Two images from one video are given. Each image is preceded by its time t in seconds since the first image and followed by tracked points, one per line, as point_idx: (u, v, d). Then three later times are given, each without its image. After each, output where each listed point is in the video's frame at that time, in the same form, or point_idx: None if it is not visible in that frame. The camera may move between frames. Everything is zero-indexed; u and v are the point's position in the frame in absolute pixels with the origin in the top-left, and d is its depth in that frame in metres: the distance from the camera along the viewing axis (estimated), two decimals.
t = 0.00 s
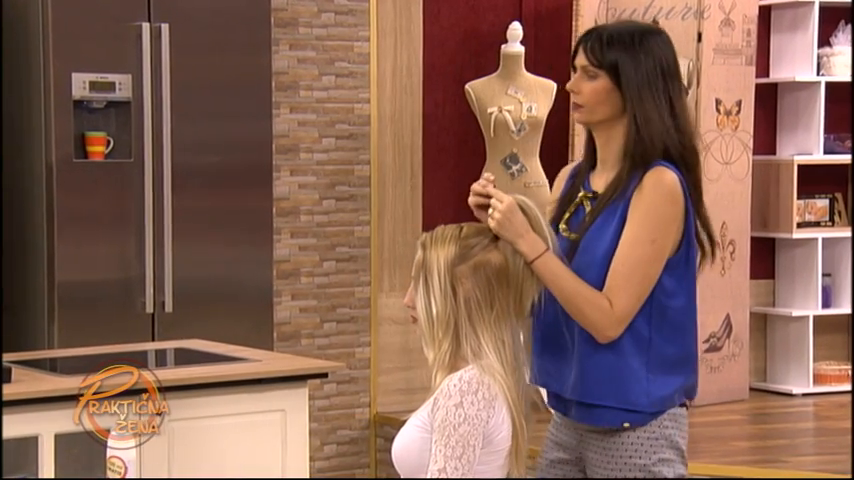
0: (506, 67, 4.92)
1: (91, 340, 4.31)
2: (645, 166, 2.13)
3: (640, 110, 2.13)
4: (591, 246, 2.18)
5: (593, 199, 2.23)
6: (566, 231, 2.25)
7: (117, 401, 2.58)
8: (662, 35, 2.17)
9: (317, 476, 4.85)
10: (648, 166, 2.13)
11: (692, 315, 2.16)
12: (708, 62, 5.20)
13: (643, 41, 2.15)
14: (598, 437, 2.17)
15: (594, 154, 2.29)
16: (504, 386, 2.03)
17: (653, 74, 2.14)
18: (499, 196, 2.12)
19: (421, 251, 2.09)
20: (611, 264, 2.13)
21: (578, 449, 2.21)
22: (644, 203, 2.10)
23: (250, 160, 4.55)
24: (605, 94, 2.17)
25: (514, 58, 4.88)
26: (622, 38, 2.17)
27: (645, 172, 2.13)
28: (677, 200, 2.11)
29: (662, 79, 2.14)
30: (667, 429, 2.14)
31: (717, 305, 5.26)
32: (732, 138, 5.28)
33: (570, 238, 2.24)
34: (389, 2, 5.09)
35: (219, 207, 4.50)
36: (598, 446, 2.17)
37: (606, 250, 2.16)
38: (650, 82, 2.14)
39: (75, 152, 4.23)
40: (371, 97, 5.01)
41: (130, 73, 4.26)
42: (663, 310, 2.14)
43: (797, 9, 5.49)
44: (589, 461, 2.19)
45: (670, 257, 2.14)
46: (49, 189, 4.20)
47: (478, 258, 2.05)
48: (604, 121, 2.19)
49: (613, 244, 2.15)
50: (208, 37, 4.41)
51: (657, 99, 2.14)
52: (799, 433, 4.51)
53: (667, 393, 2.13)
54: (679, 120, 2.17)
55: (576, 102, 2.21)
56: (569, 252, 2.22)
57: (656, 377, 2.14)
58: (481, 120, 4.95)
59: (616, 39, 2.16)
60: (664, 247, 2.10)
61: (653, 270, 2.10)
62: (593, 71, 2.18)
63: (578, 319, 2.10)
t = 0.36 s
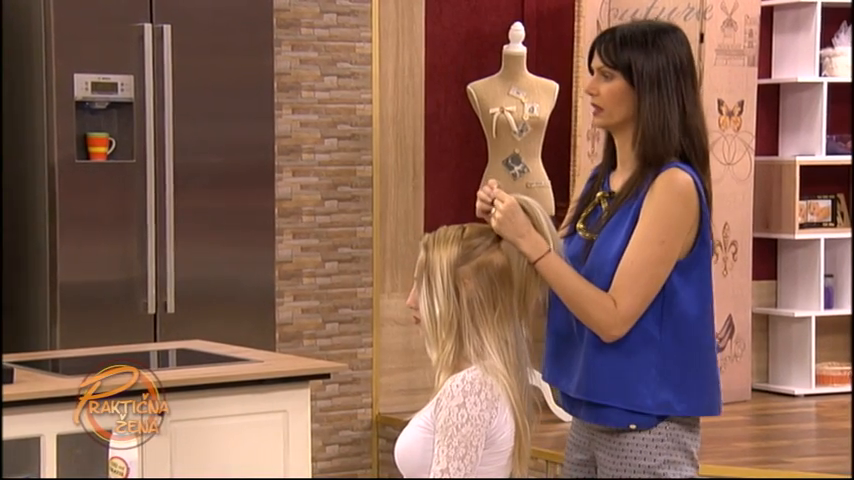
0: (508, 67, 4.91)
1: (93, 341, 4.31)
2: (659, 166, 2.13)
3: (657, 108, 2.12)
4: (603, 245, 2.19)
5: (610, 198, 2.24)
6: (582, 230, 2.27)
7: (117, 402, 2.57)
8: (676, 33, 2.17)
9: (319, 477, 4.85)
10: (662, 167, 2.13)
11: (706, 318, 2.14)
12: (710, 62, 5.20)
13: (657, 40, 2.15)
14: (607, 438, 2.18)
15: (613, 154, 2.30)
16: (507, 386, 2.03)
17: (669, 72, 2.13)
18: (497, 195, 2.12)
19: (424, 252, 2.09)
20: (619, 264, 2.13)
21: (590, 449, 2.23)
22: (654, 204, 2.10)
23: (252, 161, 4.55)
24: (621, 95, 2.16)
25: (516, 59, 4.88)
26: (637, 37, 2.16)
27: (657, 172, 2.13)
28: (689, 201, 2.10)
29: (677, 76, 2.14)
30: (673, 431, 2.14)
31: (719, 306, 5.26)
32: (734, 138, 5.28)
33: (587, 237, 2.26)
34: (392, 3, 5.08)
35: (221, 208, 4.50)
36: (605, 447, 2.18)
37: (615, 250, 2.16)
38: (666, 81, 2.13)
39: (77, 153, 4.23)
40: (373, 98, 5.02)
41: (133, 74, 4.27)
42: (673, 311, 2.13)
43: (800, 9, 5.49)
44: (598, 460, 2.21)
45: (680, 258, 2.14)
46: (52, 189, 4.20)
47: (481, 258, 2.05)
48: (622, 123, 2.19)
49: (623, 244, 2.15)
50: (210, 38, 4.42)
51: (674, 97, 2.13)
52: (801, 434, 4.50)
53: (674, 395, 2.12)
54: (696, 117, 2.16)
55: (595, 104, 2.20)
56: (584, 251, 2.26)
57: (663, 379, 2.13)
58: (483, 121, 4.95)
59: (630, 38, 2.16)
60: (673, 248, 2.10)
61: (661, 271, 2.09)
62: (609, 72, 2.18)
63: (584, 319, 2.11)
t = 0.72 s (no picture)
0: (510, 68, 4.91)
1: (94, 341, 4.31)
2: (663, 166, 2.13)
3: (659, 107, 2.12)
4: (607, 246, 2.19)
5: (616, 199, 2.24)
6: (586, 231, 2.27)
7: (117, 401, 2.58)
8: (675, 31, 2.17)
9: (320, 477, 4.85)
10: (666, 166, 2.13)
11: (710, 318, 2.14)
12: (712, 63, 5.19)
13: (656, 39, 2.15)
14: (610, 438, 2.18)
15: (617, 156, 2.30)
16: (508, 387, 2.03)
17: (670, 71, 2.13)
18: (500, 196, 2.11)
19: (425, 253, 2.09)
20: (624, 263, 2.13)
21: (593, 449, 2.23)
22: (659, 203, 2.10)
23: (253, 161, 4.56)
24: (624, 95, 2.16)
25: (518, 60, 4.88)
26: (636, 38, 2.17)
27: (661, 172, 2.13)
28: (695, 201, 2.11)
29: (678, 75, 2.14)
30: (678, 431, 2.14)
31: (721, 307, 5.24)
32: (736, 139, 5.27)
33: (592, 238, 2.26)
34: (393, 4, 5.08)
35: (222, 209, 4.49)
36: (609, 447, 2.18)
37: (618, 250, 2.16)
38: (668, 80, 2.13)
39: (79, 154, 4.24)
40: (375, 98, 5.02)
41: (134, 74, 4.26)
42: (677, 311, 2.13)
43: (802, 10, 5.48)
44: (601, 460, 2.21)
45: (685, 258, 2.14)
46: (53, 190, 4.21)
47: (483, 259, 2.05)
48: (626, 125, 2.18)
49: (627, 244, 2.15)
50: (211, 39, 4.42)
51: (675, 96, 2.13)
52: (803, 435, 4.50)
53: (678, 395, 2.12)
54: (697, 114, 2.17)
55: (598, 107, 2.20)
56: (589, 252, 2.25)
57: (667, 379, 2.12)
58: (485, 121, 4.94)
59: (629, 40, 2.16)
60: (678, 248, 2.10)
61: (666, 270, 2.09)
62: (610, 75, 2.18)
63: (588, 318, 2.10)
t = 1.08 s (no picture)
0: (511, 69, 4.92)
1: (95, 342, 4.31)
2: (664, 165, 2.13)
3: (658, 106, 2.12)
4: (608, 246, 2.19)
5: (616, 199, 2.24)
6: (587, 232, 2.27)
7: (117, 401, 2.58)
8: (668, 30, 2.18)
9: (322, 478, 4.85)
10: (667, 165, 2.13)
11: (710, 318, 2.14)
12: (713, 63, 5.18)
13: (650, 39, 2.15)
14: (612, 439, 2.18)
15: (616, 158, 2.30)
16: (510, 387, 2.02)
17: (666, 70, 2.14)
18: (500, 195, 2.12)
19: (426, 254, 2.10)
20: (624, 264, 2.13)
21: (594, 451, 2.23)
22: (659, 202, 2.10)
23: (255, 162, 4.56)
24: (623, 98, 2.16)
25: (519, 60, 4.88)
26: (630, 40, 2.17)
27: (662, 171, 2.13)
28: (696, 200, 2.11)
29: (673, 72, 2.14)
30: (680, 432, 2.14)
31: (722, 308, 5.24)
32: (738, 139, 5.27)
33: (593, 239, 2.26)
34: (395, 5, 5.06)
35: (223, 209, 4.49)
36: (611, 448, 2.18)
37: (619, 251, 2.16)
38: (664, 79, 2.13)
39: (80, 155, 4.24)
40: (375, 99, 5.02)
41: (135, 75, 4.26)
42: (678, 311, 2.13)
43: (803, 10, 5.48)
44: (603, 461, 2.21)
45: (686, 257, 2.14)
46: (54, 191, 4.20)
47: (483, 259, 2.06)
48: (626, 127, 2.18)
49: (628, 245, 2.15)
50: (212, 39, 4.42)
51: (672, 93, 2.14)
52: (805, 435, 4.50)
53: (679, 394, 2.12)
54: (694, 111, 2.17)
55: (598, 112, 2.20)
56: (590, 253, 2.25)
57: (667, 378, 2.12)
58: (486, 122, 4.93)
59: (623, 42, 2.16)
60: (678, 247, 2.09)
61: (666, 270, 2.09)
62: (608, 78, 2.18)
63: (589, 318, 2.10)
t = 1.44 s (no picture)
0: (512, 71, 4.91)
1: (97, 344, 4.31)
2: (662, 167, 2.13)
3: (652, 108, 2.12)
4: (608, 249, 2.19)
5: (616, 201, 2.24)
6: (587, 234, 2.27)
7: (117, 401, 2.57)
8: (660, 32, 2.18)
9: None
10: (665, 168, 2.13)
11: (712, 320, 2.14)
12: (715, 65, 5.17)
13: (641, 43, 2.16)
14: (613, 441, 2.18)
15: (614, 161, 2.30)
16: (511, 389, 2.02)
17: (659, 71, 2.14)
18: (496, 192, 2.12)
19: (426, 255, 2.10)
20: (624, 266, 2.13)
21: (595, 453, 2.23)
22: (659, 204, 2.10)
23: (257, 164, 4.56)
24: (618, 103, 2.17)
25: (520, 62, 4.88)
26: (621, 44, 2.17)
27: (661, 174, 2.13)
28: (696, 202, 2.11)
29: (666, 72, 2.14)
30: (682, 434, 2.14)
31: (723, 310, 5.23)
32: (739, 142, 5.26)
33: (593, 242, 2.26)
34: (396, 8, 5.06)
35: (224, 211, 4.49)
36: (613, 451, 2.18)
37: (619, 253, 2.16)
38: (658, 80, 2.13)
39: (82, 156, 4.24)
40: (377, 101, 5.02)
41: (137, 77, 4.27)
42: (678, 312, 2.13)
43: (805, 13, 5.48)
44: (604, 464, 2.21)
45: (686, 259, 2.14)
46: (56, 193, 4.21)
47: (484, 261, 2.06)
48: (623, 131, 2.18)
49: (628, 247, 2.15)
50: (213, 41, 4.42)
51: (666, 95, 2.13)
52: (806, 437, 4.49)
53: (680, 397, 2.12)
54: (690, 110, 2.17)
55: (595, 118, 2.21)
56: (591, 256, 2.26)
57: (669, 381, 2.12)
58: (487, 124, 4.93)
59: (615, 47, 2.17)
60: (677, 249, 2.09)
61: (666, 272, 2.09)
62: (602, 85, 2.18)
63: (589, 320, 2.10)
